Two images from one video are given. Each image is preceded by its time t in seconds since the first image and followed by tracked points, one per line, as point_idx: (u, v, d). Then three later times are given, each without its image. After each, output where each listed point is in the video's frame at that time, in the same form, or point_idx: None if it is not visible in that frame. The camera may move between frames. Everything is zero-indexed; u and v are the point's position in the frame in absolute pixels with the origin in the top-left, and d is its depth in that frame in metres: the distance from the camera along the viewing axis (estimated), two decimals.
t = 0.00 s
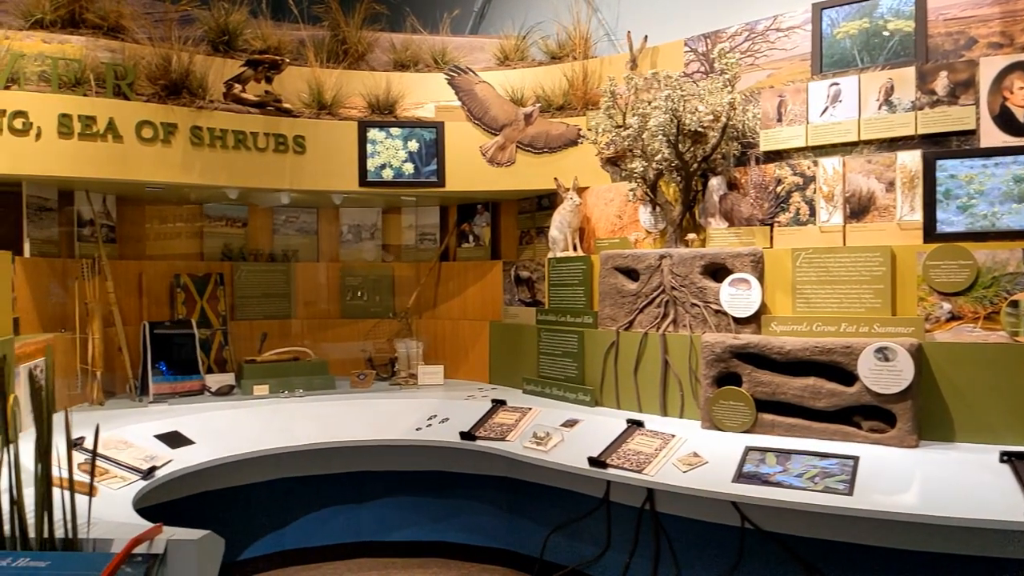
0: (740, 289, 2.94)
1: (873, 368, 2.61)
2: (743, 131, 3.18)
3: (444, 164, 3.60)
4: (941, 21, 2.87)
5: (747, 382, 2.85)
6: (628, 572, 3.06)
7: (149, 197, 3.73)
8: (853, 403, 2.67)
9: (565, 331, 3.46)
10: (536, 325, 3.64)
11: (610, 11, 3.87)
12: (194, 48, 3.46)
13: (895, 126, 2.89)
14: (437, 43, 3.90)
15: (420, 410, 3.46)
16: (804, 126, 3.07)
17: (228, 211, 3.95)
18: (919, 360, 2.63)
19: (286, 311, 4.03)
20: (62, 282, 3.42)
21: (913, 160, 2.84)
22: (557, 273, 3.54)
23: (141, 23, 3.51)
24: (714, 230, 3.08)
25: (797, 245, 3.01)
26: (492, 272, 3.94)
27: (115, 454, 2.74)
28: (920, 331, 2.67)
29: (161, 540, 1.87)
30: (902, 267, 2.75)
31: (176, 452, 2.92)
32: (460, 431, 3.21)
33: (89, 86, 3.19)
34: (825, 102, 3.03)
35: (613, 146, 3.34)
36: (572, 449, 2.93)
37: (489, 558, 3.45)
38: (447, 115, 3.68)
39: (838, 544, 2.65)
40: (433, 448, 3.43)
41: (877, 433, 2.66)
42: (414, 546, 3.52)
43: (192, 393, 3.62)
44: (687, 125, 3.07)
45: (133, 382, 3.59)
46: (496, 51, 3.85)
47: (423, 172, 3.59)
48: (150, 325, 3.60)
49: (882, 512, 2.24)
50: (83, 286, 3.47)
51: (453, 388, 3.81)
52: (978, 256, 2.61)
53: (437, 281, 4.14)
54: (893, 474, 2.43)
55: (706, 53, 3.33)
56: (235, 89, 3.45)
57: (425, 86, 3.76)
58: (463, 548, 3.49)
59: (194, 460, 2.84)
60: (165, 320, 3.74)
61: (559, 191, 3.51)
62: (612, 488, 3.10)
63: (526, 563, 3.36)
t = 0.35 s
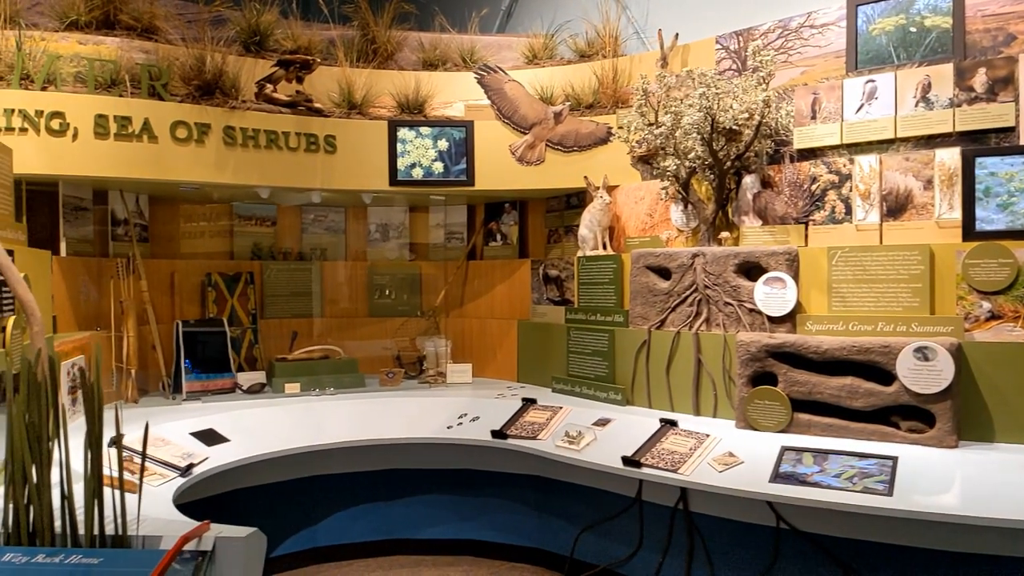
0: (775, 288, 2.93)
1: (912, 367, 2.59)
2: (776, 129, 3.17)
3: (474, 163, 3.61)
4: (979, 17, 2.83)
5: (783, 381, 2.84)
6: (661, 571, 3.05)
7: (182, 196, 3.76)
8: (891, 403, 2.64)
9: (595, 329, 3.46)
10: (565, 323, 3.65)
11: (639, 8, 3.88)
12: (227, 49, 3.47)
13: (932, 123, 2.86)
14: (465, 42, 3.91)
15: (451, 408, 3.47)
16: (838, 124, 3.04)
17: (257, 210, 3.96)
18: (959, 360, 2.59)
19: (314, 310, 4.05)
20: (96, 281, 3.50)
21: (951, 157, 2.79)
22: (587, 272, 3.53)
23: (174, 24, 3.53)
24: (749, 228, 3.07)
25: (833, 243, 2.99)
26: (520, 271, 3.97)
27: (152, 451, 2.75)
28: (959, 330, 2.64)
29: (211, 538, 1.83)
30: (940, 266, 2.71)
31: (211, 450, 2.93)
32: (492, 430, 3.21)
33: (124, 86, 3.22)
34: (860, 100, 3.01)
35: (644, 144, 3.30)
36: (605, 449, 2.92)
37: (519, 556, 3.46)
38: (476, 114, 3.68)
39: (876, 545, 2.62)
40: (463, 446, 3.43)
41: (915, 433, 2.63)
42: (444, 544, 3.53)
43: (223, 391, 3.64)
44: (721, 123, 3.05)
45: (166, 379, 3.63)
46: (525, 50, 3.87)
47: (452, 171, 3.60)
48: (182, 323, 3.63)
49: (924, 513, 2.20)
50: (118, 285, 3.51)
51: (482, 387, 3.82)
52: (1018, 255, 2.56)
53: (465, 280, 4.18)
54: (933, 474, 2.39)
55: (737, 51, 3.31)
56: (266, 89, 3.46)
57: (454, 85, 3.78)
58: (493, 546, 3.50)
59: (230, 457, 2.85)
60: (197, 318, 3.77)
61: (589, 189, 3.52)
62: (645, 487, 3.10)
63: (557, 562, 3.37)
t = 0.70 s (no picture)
0: (807, 287, 2.90)
1: (950, 367, 2.54)
2: (808, 126, 3.13)
3: (500, 161, 3.60)
4: (1018, 11, 2.77)
5: (816, 381, 2.81)
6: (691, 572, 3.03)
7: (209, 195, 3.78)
8: (927, 403, 2.60)
9: (622, 328, 3.43)
10: (592, 321, 3.64)
11: (665, 4, 3.87)
12: (254, 48, 3.47)
13: (968, 119, 2.80)
14: (491, 40, 3.89)
15: (478, 407, 3.46)
16: (872, 120, 2.99)
17: (282, 209, 3.98)
18: (998, 359, 2.55)
19: (339, 308, 4.05)
20: (126, 279, 3.54)
21: (989, 153, 2.74)
22: (614, 270, 3.51)
23: (202, 23, 3.54)
24: (779, 226, 3.06)
25: (866, 242, 2.96)
26: (544, 269, 3.95)
27: (184, 450, 2.75)
28: (998, 330, 2.57)
29: (249, 537, 1.76)
30: (979, 264, 2.66)
31: (241, 448, 2.93)
32: (519, 429, 3.19)
33: (153, 86, 3.22)
34: (894, 96, 2.94)
35: (674, 141, 3.29)
36: (635, 448, 2.89)
37: (547, 556, 3.47)
38: (501, 112, 3.67)
39: (913, 547, 2.57)
40: (490, 445, 3.42)
41: (953, 433, 2.58)
42: (470, 543, 3.53)
43: (250, 389, 3.65)
44: (753, 120, 3.01)
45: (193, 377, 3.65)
46: (550, 47, 3.84)
47: (478, 170, 3.59)
48: (208, 321, 3.64)
49: (965, 515, 2.15)
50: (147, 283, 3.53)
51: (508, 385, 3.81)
52: None
53: (488, 279, 4.16)
54: (972, 476, 2.34)
55: (767, 47, 3.28)
56: (293, 88, 3.46)
57: (480, 83, 3.77)
58: (520, 546, 3.50)
59: (260, 455, 2.85)
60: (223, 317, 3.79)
61: (617, 187, 3.49)
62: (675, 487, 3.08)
63: (584, 562, 3.36)
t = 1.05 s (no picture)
0: (847, 286, 2.84)
1: (997, 370, 2.47)
2: (847, 123, 3.07)
3: (529, 160, 3.58)
4: None
5: (857, 383, 2.75)
6: None
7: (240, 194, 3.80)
8: (973, 406, 2.53)
9: (655, 328, 3.39)
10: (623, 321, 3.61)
11: None
12: (285, 47, 3.47)
13: (1014, 114, 2.71)
14: (520, 37, 3.87)
15: (508, 407, 3.43)
16: (913, 116, 2.92)
17: (311, 208, 3.96)
18: None
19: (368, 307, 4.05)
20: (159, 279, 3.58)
21: None
22: (644, 269, 3.47)
23: (233, 23, 3.55)
24: (816, 224, 3.02)
25: (909, 240, 2.89)
26: (573, 268, 3.94)
27: (218, 449, 2.75)
28: None
29: (290, 540, 1.75)
30: None
31: (274, 447, 2.93)
32: (551, 430, 3.16)
33: (186, 86, 3.23)
34: (936, 92, 2.88)
35: (709, 139, 3.24)
36: (670, 450, 2.85)
37: (579, 556, 3.45)
38: (532, 109, 3.64)
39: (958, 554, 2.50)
40: (521, 445, 3.40)
41: (1000, 438, 2.50)
42: (501, 544, 3.52)
43: (280, 388, 3.65)
44: (792, 116, 2.95)
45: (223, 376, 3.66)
46: (579, 44, 3.80)
47: (507, 168, 3.57)
48: (239, 319, 3.65)
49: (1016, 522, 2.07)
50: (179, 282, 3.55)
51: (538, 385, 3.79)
52: None
53: (517, 277, 4.15)
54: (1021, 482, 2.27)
55: (803, 42, 3.23)
56: (323, 87, 3.45)
57: (510, 82, 3.75)
58: (551, 546, 3.48)
59: (293, 454, 2.85)
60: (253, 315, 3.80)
61: (648, 185, 3.46)
62: (709, 490, 3.04)
63: (616, 563, 3.34)
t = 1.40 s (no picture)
0: (896, 285, 2.76)
1: None
2: (895, 116, 3.00)
3: (565, 156, 3.54)
4: None
5: (907, 384, 2.67)
6: None
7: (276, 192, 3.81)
8: None
9: (694, 326, 3.33)
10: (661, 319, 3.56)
11: None
12: (322, 45, 3.47)
13: None
14: (555, 33, 3.83)
15: (544, 406, 3.40)
16: (965, 109, 2.83)
17: (345, 206, 3.99)
18: None
19: (402, 305, 4.05)
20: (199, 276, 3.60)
21: None
22: (683, 267, 3.42)
23: (270, 21, 3.56)
24: (865, 221, 2.94)
25: (960, 237, 2.79)
26: (608, 265, 3.89)
27: (258, 446, 2.75)
28: None
29: (336, 539, 1.69)
30: None
31: (312, 445, 2.92)
32: (589, 429, 3.12)
33: (224, 84, 3.25)
34: (989, 84, 2.78)
35: (751, 134, 3.17)
36: (712, 451, 2.80)
37: (615, 557, 3.42)
38: (568, 106, 3.64)
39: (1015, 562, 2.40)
40: (557, 445, 3.37)
41: None
42: (536, 543, 3.49)
43: (316, 385, 3.65)
44: (839, 110, 2.90)
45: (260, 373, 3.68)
46: (615, 39, 3.77)
47: (543, 165, 3.53)
48: (275, 317, 3.67)
49: None
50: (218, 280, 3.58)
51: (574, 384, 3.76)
52: None
53: (551, 275, 4.12)
54: None
55: (848, 34, 3.16)
56: (359, 85, 3.45)
57: (545, 78, 3.71)
58: (587, 546, 3.46)
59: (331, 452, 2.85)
60: (289, 313, 3.81)
61: (687, 181, 3.40)
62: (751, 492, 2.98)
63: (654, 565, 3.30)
